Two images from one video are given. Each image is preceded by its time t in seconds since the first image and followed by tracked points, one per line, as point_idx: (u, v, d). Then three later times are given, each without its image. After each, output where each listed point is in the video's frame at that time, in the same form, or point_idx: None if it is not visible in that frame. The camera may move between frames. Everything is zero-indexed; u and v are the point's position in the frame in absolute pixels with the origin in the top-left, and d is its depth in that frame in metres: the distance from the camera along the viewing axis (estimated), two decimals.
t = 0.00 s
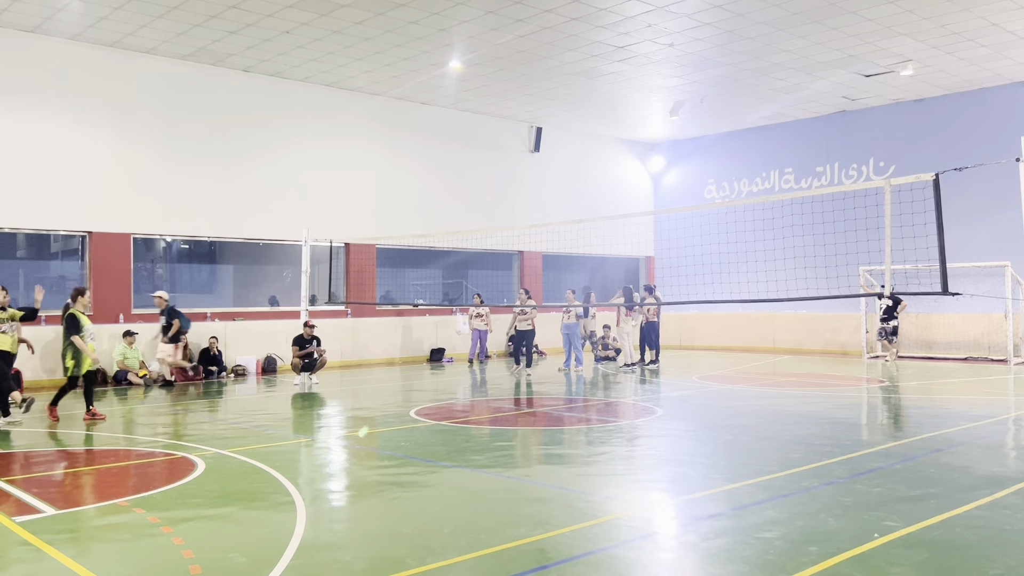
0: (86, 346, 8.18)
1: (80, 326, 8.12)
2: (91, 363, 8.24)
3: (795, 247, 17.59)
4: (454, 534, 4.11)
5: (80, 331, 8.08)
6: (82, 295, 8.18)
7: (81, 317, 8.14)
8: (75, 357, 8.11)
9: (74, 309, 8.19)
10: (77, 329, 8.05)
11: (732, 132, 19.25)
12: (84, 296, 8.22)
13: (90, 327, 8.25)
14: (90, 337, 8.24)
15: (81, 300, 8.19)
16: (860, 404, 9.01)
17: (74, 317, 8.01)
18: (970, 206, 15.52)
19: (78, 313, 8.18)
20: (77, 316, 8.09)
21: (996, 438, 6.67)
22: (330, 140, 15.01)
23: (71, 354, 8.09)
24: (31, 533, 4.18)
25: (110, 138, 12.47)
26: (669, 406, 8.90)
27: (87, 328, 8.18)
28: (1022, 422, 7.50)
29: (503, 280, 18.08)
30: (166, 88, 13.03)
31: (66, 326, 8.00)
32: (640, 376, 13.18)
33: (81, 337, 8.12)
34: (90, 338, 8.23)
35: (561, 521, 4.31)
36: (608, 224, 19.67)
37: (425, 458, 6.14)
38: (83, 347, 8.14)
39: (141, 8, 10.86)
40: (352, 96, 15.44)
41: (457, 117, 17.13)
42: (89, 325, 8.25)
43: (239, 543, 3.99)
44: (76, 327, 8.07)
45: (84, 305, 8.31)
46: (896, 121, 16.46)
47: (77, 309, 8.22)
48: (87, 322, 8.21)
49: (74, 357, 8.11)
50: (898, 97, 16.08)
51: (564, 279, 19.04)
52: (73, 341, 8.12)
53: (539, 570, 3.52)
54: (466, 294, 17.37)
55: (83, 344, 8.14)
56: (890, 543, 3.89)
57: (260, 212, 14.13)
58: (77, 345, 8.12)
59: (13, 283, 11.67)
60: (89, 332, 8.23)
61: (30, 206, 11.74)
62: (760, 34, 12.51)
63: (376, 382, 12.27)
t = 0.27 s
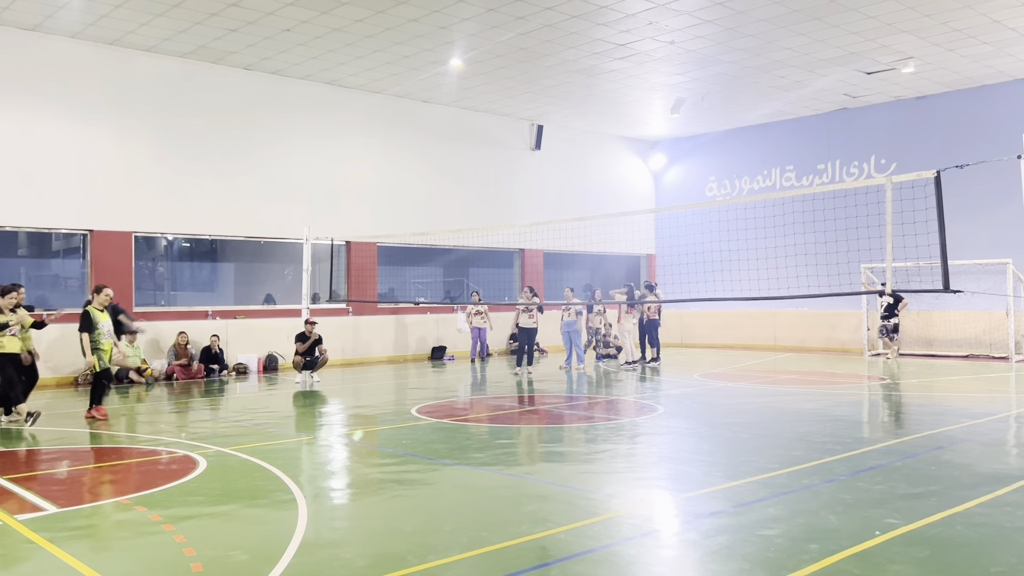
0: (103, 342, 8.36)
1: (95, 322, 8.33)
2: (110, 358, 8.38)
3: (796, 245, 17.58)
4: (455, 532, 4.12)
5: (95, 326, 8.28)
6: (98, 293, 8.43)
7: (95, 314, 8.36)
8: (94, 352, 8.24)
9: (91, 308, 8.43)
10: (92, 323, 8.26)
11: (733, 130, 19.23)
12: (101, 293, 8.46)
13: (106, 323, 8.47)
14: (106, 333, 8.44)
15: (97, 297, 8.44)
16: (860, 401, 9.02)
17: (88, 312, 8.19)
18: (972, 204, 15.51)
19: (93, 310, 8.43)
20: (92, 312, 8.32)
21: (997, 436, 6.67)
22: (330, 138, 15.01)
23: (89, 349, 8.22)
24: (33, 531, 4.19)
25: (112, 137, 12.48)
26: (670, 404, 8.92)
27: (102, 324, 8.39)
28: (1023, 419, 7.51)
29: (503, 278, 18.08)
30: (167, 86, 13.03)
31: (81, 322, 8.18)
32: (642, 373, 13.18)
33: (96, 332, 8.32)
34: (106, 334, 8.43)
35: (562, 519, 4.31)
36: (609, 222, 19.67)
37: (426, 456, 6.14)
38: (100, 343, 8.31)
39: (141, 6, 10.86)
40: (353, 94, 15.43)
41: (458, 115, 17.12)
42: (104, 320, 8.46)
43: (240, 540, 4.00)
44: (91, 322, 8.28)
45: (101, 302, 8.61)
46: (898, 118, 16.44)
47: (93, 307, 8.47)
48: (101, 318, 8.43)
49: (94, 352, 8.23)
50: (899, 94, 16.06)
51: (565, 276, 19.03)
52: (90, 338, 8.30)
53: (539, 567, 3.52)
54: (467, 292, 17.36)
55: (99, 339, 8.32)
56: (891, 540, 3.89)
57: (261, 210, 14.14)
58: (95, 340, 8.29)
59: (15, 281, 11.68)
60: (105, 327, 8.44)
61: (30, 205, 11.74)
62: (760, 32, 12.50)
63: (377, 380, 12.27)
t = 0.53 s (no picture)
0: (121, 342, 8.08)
1: (110, 323, 8.03)
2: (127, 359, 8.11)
3: (798, 243, 17.56)
4: (457, 530, 4.12)
5: (109, 327, 7.99)
6: (115, 290, 8.08)
7: (111, 313, 8.05)
8: (110, 353, 8.01)
9: (108, 306, 8.13)
10: (105, 325, 7.97)
11: (734, 127, 19.21)
12: (118, 291, 8.09)
13: (123, 322, 8.14)
14: (124, 332, 8.11)
15: (114, 295, 8.10)
16: (862, 399, 9.01)
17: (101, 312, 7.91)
18: (973, 201, 15.49)
19: (111, 309, 8.11)
20: (107, 313, 8.00)
21: (999, 433, 6.66)
22: (331, 136, 15.00)
23: (105, 350, 8.01)
24: (35, 529, 4.19)
25: (113, 135, 12.49)
26: (672, 402, 8.92)
27: (118, 324, 8.07)
28: None
29: (505, 276, 18.08)
30: (168, 84, 13.03)
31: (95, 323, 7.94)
32: (644, 371, 13.18)
33: (111, 332, 8.03)
34: (124, 334, 8.12)
35: (564, 517, 4.32)
36: (610, 220, 19.65)
37: (428, 454, 6.15)
38: (116, 344, 8.05)
39: (142, 5, 10.86)
40: (354, 92, 15.43)
41: (459, 113, 17.11)
42: (122, 320, 8.13)
43: (242, 538, 4.01)
44: (105, 324, 8.00)
45: (122, 300, 8.19)
46: (900, 116, 16.41)
47: (112, 305, 8.15)
48: (118, 317, 8.10)
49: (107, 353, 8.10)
50: (901, 91, 16.04)
51: (566, 275, 19.03)
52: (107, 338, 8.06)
53: (541, 565, 3.52)
54: (469, 290, 17.36)
55: (116, 340, 8.06)
56: (893, 537, 3.89)
57: (263, 209, 14.14)
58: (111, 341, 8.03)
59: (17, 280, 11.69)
60: (122, 327, 8.12)
61: (32, 204, 11.75)
62: (762, 29, 12.49)
63: (379, 378, 12.28)
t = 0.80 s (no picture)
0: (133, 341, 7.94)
1: (121, 321, 7.89)
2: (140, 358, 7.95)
3: (800, 241, 17.55)
4: (458, 528, 4.13)
5: (120, 326, 7.86)
6: (127, 287, 7.95)
7: (123, 311, 7.90)
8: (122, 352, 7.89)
9: (121, 304, 7.99)
10: (115, 324, 7.83)
11: (736, 125, 19.20)
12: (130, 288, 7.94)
13: (135, 320, 7.97)
14: (136, 330, 7.95)
15: (127, 292, 7.95)
16: (863, 397, 9.01)
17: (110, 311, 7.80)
18: (975, 199, 15.47)
19: (123, 306, 7.96)
20: (118, 311, 7.87)
21: (1001, 431, 6.66)
22: (332, 134, 15.00)
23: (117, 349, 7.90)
24: (38, 528, 4.20)
25: (115, 134, 12.49)
26: (674, 400, 8.93)
27: (129, 322, 7.91)
28: None
29: (506, 274, 18.07)
30: (170, 83, 13.04)
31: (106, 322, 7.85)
32: (645, 369, 13.18)
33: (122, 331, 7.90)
34: (136, 331, 7.95)
35: (566, 515, 4.32)
36: (611, 218, 19.64)
37: (430, 452, 6.15)
38: (127, 343, 7.91)
39: (143, 3, 10.86)
40: (355, 90, 15.42)
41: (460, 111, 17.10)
42: (134, 317, 7.97)
43: (244, 536, 4.01)
44: (116, 322, 7.87)
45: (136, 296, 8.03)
46: (901, 113, 16.39)
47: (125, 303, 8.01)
48: (130, 315, 7.94)
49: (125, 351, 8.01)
50: (903, 89, 16.02)
51: (568, 273, 19.00)
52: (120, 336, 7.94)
53: (543, 563, 3.53)
54: (470, 289, 17.36)
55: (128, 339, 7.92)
56: (895, 536, 3.89)
57: (264, 207, 14.15)
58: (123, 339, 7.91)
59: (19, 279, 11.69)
60: (134, 324, 7.96)
61: (34, 202, 11.75)
62: (763, 27, 12.47)
63: (380, 377, 12.28)
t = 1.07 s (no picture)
0: (148, 342, 7.69)
1: (135, 322, 7.66)
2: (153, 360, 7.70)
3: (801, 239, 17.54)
4: (460, 526, 4.13)
5: (134, 327, 7.63)
6: (142, 287, 7.71)
7: (136, 312, 7.66)
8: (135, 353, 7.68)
9: (137, 303, 7.75)
10: (128, 325, 7.61)
11: (737, 123, 19.18)
12: (146, 288, 7.70)
13: (150, 320, 7.70)
14: (150, 331, 7.69)
15: (142, 292, 7.71)
16: (865, 395, 9.00)
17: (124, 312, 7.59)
18: (977, 197, 15.45)
19: (139, 306, 7.72)
20: (131, 312, 7.63)
21: (1003, 429, 6.65)
22: (334, 133, 15.01)
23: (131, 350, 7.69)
24: (40, 526, 4.21)
25: (116, 133, 12.49)
26: (675, 398, 8.92)
27: (143, 323, 7.65)
28: None
29: (508, 273, 18.06)
30: (171, 82, 13.04)
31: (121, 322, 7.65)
32: (648, 368, 13.17)
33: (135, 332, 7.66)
34: (150, 333, 7.69)
35: (567, 513, 4.33)
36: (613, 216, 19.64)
37: (432, 451, 6.15)
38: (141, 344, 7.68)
39: (145, 2, 10.86)
40: (357, 89, 15.42)
41: (461, 110, 17.10)
42: (149, 318, 7.70)
43: (246, 534, 4.02)
44: (131, 323, 7.65)
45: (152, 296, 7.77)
46: (903, 111, 16.37)
47: (142, 303, 7.76)
48: (144, 316, 7.68)
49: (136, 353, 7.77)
50: (904, 87, 15.99)
51: (570, 271, 19.00)
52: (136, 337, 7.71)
53: (544, 562, 3.53)
54: (472, 287, 17.36)
55: (142, 340, 7.68)
56: (897, 534, 3.89)
57: (266, 206, 14.16)
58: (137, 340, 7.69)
59: (21, 278, 11.70)
60: (148, 325, 7.69)
61: (36, 201, 11.77)
62: (765, 25, 12.46)
63: (382, 375, 12.29)
